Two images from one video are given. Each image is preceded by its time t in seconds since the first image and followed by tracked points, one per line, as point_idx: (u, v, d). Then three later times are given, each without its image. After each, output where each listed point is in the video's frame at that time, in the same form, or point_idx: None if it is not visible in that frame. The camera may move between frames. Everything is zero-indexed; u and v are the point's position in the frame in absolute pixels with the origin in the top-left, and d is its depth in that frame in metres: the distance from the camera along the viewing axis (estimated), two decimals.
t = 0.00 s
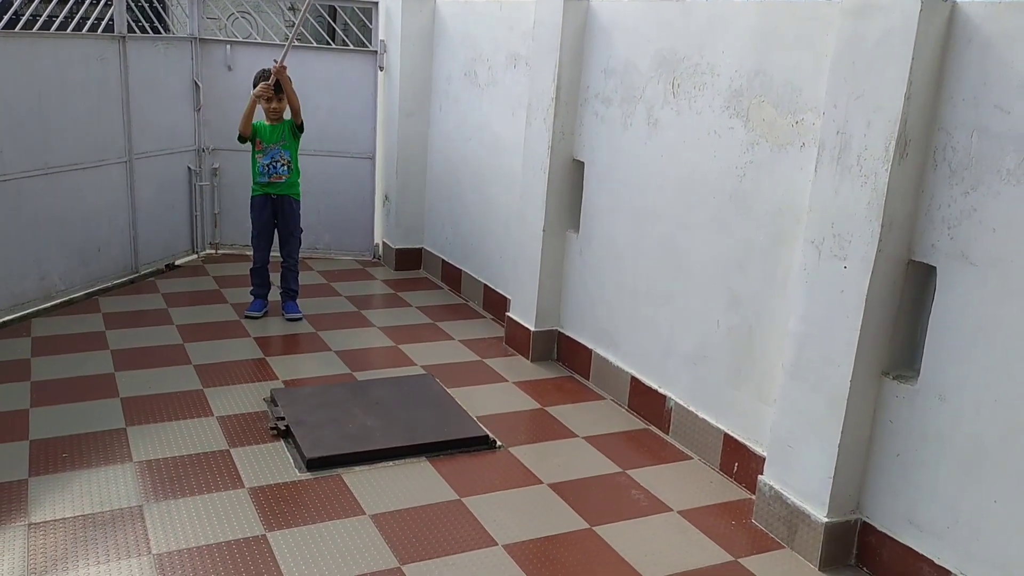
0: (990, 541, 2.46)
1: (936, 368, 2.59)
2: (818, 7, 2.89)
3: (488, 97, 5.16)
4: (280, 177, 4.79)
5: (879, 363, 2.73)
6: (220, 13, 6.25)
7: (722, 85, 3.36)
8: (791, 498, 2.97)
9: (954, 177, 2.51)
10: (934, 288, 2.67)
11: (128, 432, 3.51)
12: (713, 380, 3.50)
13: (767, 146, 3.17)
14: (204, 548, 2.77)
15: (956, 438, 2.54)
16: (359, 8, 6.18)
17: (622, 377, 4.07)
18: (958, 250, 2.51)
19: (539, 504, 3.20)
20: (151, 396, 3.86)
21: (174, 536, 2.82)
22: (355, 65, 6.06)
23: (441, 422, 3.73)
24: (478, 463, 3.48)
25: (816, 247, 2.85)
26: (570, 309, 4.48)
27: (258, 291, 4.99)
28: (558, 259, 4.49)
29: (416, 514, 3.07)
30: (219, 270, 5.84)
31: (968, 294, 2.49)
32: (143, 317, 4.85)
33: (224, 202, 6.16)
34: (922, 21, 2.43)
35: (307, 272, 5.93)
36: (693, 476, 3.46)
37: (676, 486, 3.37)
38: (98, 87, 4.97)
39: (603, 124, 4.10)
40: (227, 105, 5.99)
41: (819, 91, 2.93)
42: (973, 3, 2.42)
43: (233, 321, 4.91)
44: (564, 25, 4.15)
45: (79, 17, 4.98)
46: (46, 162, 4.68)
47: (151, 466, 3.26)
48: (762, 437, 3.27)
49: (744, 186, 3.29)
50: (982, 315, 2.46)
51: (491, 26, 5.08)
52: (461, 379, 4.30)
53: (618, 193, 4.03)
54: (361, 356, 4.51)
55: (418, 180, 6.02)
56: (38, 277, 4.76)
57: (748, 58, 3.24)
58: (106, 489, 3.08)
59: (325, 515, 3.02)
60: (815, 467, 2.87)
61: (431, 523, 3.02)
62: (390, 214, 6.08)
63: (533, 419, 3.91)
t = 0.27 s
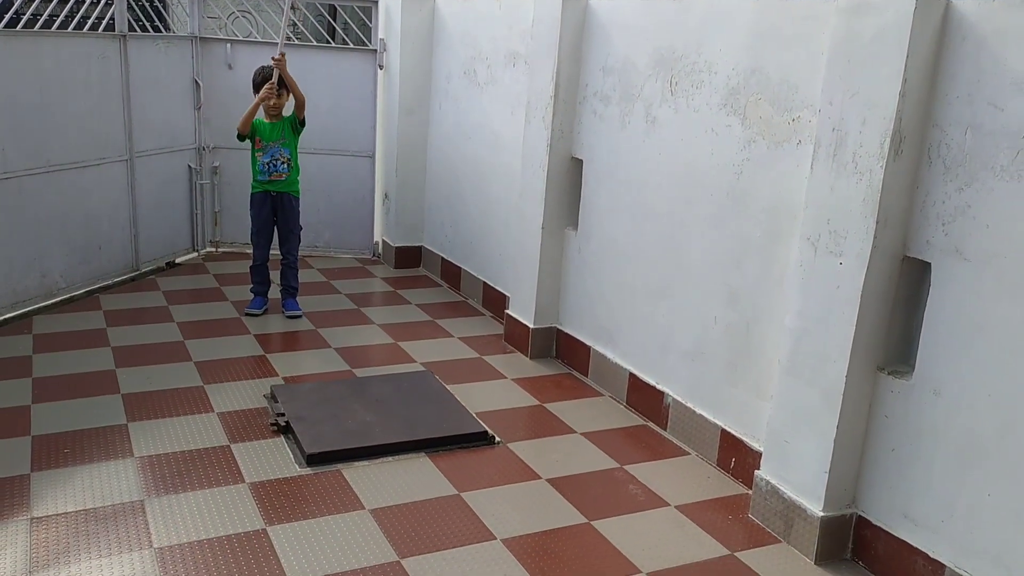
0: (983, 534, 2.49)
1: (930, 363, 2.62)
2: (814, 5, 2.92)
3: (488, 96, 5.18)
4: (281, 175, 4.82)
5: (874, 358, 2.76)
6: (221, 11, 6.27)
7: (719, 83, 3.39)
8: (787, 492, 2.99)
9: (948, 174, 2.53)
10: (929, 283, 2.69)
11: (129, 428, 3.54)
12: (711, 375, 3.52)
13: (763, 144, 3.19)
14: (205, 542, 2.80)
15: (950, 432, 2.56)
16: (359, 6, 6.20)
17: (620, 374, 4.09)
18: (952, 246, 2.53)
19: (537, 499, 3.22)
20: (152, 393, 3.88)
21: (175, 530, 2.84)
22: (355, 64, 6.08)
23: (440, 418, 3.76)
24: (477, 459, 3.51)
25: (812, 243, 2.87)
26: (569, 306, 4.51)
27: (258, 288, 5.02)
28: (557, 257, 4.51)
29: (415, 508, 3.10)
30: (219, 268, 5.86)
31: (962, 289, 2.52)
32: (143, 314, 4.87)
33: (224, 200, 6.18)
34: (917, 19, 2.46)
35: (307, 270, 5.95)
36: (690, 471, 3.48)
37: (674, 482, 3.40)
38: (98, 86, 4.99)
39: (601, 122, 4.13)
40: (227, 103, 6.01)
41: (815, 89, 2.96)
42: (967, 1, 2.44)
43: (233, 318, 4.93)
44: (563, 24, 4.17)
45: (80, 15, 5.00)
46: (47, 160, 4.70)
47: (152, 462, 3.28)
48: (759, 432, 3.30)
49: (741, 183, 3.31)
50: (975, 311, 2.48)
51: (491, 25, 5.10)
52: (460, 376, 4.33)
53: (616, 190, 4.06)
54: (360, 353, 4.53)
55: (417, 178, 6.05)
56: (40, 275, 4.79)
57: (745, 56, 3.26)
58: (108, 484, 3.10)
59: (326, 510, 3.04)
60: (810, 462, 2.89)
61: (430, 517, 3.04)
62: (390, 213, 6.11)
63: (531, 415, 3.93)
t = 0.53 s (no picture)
0: (967, 528, 2.51)
1: (916, 359, 2.64)
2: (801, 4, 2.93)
3: (478, 94, 5.19)
4: (273, 173, 4.83)
5: (860, 354, 2.78)
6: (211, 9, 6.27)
7: (708, 81, 3.40)
8: (775, 488, 3.01)
9: (933, 171, 2.55)
10: (914, 279, 2.71)
11: (119, 426, 3.54)
12: (700, 372, 3.54)
13: (751, 142, 3.21)
14: (195, 539, 2.80)
15: (935, 427, 2.59)
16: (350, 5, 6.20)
17: (610, 371, 4.11)
18: (936, 243, 2.56)
19: (527, 495, 3.24)
20: (142, 391, 3.88)
21: (165, 527, 2.85)
22: (346, 62, 6.08)
23: (431, 415, 3.77)
24: (467, 456, 3.52)
25: (799, 240, 2.89)
26: (559, 304, 4.52)
27: (249, 286, 5.02)
28: (547, 254, 4.53)
29: (404, 505, 3.11)
30: (211, 266, 5.86)
31: (946, 286, 2.54)
32: (134, 313, 4.87)
33: (215, 198, 6.18)
34: (901, 18, 2.48)
35: (298, 268, 5.96)
36: (679, 467, 3.50)
37: (663, 478, 3.42)
38: (89, 84, 4.98)
39: (591, 121, 4.14)
40: (218, 102, 6.01)
41: (801, 87, 2.98)
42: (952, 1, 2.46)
43: (224, 316, 4.93)
44: (552, 22, 4.18)
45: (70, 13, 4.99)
46: (37, 158, 4.69)
47: (142, 459, 3.29)
48: (747, 428, 3.32)
49: (729, 181, 3.33)
50: (958, 306, 2.50)
51: (481, 24, 5.11)
52: (451, 373, 4.34)
53: (606, 188, 4.07)
54: (351, 351, 4.54)
55: (409, 177, 6.05)
56: (30, 273, 4.78)
57: (733, 54, 3.27)
58: (98, 482, 3.11)
59: (316, 507, 3.05)
60: (797, 457, 2.91)
61: (419, 514, 3.06)
62: (381, 211, 6.11)
63: (522, 412, 3.94)
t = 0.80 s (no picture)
0: (957, 514, 2.51)
1: (905, 345, 2.64)
2: None
3: (469, 85, 5.17)
4: (263, 166, 4.79)
5: (851, 341, 2.78)
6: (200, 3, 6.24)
7: (697, 70, 3.39)
8: (767, 476, 3.02)
9: (921, 158, 2.55)
10: (903, 266, 2.71)
11: (110, 421, 3.53)
12: (692, 362, 3.54)
13: (741, 130, 3.20)
14: (186, 533, 2.80)
15: (925, 413, 2.59)
16: None
17: (603, 361, 4.11)
18: (925, 229, 2.55)
19: (519, 486, 3.24)
20: (134, 386, 3.88)
21: (156, 522, 2.84)
22: (336, 55, 6.05)
23: (423, 408, 3.76)
24: (460, 447, 3.52)
25: (789, 228, 2.89)
26: (552, 295, 4.52)
27: (242, 281, 5.01)
28: (540, 245, 4.52)
29: (396, 497, 3.11)
30: (203, 261, 5.85)
31: (935, 272, 2.53)
32: (126, 308, 4.86)
33: (207, 193, 6.16)
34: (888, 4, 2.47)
35: (291, 262, 5.94)
36: (671, 457, 3.50)
37: (655, 467, 3.42)
38: (77, 78, 4.96)
39: (581, 111, 4.13)
40: (208, 96, 5.98)
41: (790, 74, 2.97)
42: None
43: (216, 311, 4.92)
44: (542, 12, 4.17)
45: (57, 7, 4.96)
46: (26, 154, 4.68)
47: (134, 454, 3.28)
48: (739, 417, 3.32)
49: (719, 169, 3.32)
50: (947, 292, 2.50)
51: (471, 14, 5.09)
52: (444, 365, 4.33)
53: (596, 178, 4.06)
54: (344, 344, 4.53)
55: (401, 169, 6.04)
56: (21, 269, 4.77)
57: (722, 42, 3.26)
58: (89, 477, 3.10)
59: (308, 500, 3.05)
60: (789, 445, 2.92)
61: (412, 506, 3.05)
62: (374, 204, 6.10)
63: (515, 404, 3.94)
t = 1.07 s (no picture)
0: (932, 506, 2.53)
1: (880, 339, 2.65)
2: None
3: (444, 82, 5.15)
4: (236, 165, 4.75)
5: (826, 335, 2.79)
6: None
7: (672, 65, 3.39)
8: (745, 471, 3.03)
9: (893, 151, 2.56)
10: (877, 260, 2.72)
11: (84, 424, 3.48)
12: (669, 357, 3.54)
13: (715, 125, 3.20)
14: (161, 537, 2.76)
15: (900, 406, 2.60)
16: None
17: (581, 358, 4.11)
18: (898, 223, 2.57)
19: (498, 484, 3.23)
20: (108, 388, 3.83)
21: (131, 526, 2.81)
22: (311, 51, 6.00)
23: (401, 406, 3.74)
24: (438, 446, 3.51)
25: (763, 223, 2.89)
26: (530, 291, 4.51)
27: (217, 280, 4.96)
28: (517, 243, 4.51)
29: (375, 497, 3.09)
30: (178, 261, 5.79)
31: (908, 265, 2.55)
32: (99, 309, 4.80)
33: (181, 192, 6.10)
34: None
35: (267, 261, 5.90)
36: (650, 453, 3.51)
37: (634, 463, 3.42)
38: (46, 76, 4.88)
39: (557, 107, 4.12)
40: (181, 93, 5.92)
41: (763, 69, 2.97)
42: None
43: (191, 311, 4.87)
44: (516, 8, 4.15)
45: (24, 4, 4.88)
46: None
47: (108, 458, 3.24)
48: (716, 412, 3.33)
49: (694, 165, 3.32)
50: (920, 285, 2.52)
51: (446, 10, 5.07)
52: (422, 364, 4.31)
53: (573, 174, 4.06)
54: (321, 344, 4.50)
55: (377, 167, 6.00)
56: None
57: (695, 37, 3.26)
58: (62, 482, 3.06)
59: (285, 501, 3.02)
60: (766, 440, 2.93)
61: (390, 505, 3.04)
62: (350, 202, 6.06)
63: (493, 402, 3.93)
